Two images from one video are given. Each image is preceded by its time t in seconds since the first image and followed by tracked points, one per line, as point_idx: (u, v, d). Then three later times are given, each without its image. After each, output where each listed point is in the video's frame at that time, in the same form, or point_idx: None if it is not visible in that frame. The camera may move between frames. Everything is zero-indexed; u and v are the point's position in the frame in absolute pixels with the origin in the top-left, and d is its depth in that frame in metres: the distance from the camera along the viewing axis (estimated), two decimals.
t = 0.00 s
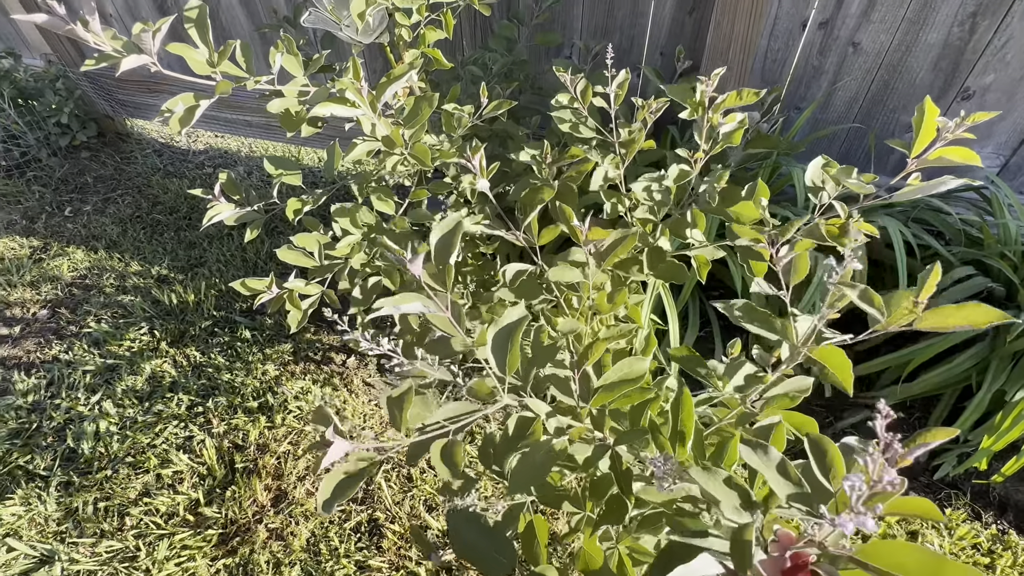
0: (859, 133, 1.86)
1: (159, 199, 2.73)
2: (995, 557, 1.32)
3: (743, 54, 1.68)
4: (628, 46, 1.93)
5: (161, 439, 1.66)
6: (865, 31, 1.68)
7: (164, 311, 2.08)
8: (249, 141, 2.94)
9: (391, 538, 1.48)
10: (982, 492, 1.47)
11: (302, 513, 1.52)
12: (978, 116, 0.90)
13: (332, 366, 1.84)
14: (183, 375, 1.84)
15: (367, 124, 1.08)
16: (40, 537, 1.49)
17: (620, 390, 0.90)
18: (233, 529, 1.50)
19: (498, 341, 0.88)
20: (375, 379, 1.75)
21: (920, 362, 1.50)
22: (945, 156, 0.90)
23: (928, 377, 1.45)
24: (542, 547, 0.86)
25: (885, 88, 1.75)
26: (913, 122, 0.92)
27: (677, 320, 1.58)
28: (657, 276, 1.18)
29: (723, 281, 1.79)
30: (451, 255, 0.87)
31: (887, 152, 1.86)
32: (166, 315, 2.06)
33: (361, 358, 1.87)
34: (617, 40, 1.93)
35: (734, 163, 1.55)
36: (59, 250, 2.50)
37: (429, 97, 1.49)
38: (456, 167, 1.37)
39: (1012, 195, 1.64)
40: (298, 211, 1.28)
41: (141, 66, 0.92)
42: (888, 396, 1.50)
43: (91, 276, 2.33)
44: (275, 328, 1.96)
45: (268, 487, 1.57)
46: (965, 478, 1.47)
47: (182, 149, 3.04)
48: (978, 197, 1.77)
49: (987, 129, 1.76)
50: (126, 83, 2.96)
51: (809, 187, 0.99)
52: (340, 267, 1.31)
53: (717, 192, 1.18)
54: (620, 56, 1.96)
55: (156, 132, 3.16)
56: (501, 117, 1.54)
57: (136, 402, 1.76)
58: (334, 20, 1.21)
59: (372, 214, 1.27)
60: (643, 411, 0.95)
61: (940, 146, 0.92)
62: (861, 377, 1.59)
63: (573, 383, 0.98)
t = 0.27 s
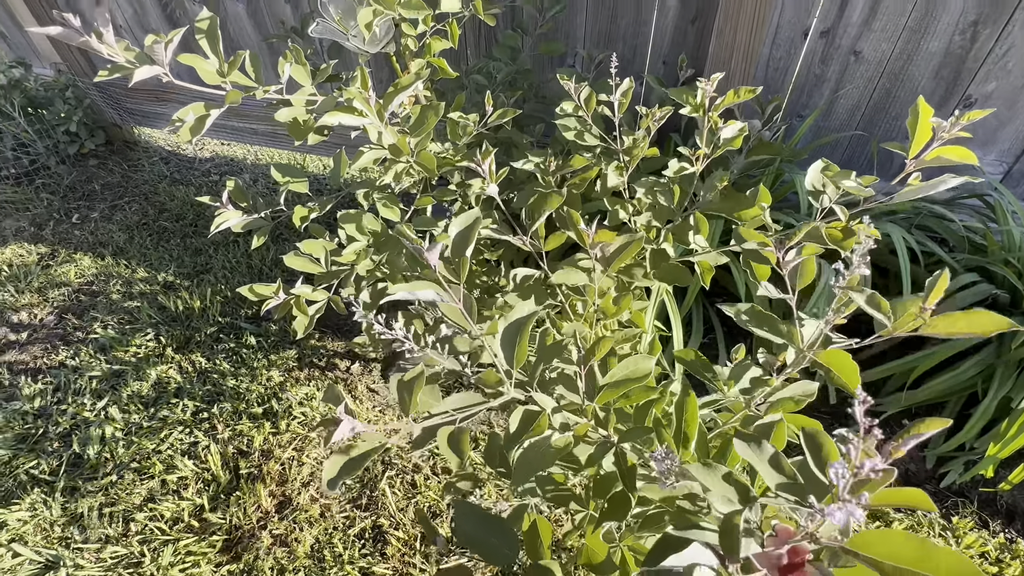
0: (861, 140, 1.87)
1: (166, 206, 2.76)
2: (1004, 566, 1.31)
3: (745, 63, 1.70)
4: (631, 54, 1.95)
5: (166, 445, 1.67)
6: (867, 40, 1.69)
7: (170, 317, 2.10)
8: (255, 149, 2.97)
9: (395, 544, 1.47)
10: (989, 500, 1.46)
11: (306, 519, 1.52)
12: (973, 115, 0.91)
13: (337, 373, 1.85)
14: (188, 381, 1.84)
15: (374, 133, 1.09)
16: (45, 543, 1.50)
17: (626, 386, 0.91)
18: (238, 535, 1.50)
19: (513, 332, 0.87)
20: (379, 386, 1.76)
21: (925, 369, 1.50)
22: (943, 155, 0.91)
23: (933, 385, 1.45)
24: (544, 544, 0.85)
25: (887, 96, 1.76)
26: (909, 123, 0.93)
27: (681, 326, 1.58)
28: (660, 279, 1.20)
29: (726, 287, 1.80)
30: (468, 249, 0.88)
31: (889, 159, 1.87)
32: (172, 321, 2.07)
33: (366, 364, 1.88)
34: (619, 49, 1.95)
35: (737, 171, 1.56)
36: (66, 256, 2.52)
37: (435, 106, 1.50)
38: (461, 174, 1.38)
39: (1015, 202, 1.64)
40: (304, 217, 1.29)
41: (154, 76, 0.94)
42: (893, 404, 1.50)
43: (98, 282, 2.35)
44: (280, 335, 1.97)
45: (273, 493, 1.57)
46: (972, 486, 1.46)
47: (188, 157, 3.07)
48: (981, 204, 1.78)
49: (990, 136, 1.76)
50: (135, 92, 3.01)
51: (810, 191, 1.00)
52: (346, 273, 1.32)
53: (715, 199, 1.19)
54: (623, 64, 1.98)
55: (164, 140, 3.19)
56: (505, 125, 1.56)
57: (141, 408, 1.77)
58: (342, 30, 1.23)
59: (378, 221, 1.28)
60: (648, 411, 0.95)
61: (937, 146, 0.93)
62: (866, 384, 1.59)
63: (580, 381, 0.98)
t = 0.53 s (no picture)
0: (861, 154, 1.88)
1: (173, 215, 2.79)
2: None
3: (746, 78, 1.73)
4: (632, 68, 1.98)
5: (171, 453, 1.68)
6: (866, 55, 1.72)
7: (176, 326, 2.12)
8: (262, 159, 3.01)
9: (398, 554, 1.48)
10: (992, 513, 1.46)
11: (310, 529, 1.52)
12: (975, 142, 0.91)
13: (342, 382, 1.86)
14: (193, 390, 1.86)
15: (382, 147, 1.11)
16: (51, 551, 1.50)
17: (627, 443, 0.87)
18: (241, 545, 1.50)
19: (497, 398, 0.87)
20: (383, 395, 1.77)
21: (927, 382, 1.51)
22: (943, 180, 0.92)
23: (935, 398, 1.46)
24: None
25: (887, 110, 1.78)
26: (911, 146, 0.94)
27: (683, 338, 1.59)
28: (662, 297, 1.24)
29: (729, 300, 1.82)
30: (457, 311, 0.88)
31: (890, 173, 1.89)
32: (179, 329, 2.10)
33: (370, 374, 1.89)
34: (622, 63, 1.98)
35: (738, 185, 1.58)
36: (74, 265, 2.55)
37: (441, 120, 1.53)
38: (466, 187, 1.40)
39: (1015, 215, 1.65)
40: (312, 228, 1.31)
41: (170, 94, 0.96)
42: (895, 416, 1.52)
43: (105, 290, 2.37)
44: (285, 344, 1.99)
45: (277, 502, 1.58)
46: (974, 499, 1.46)
47: (195, 167, 3.12)
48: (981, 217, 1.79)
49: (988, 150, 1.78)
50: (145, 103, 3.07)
51: (812, 212, 1.02)
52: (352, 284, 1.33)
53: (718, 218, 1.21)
54: (625, 79, 2.01)
55: (171, 150, 3.24)
56: (509, 138, 1.58)
57: (147, 416, 1.79)
58: (351, 47, 1.26)
59: (384, 233, 1.30)
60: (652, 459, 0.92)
61: (939, 170, 0.94)
62: (869, 396, 1.61)
63: (585, 430, 0.94)
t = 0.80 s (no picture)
0: (856, 183, 1.94)
1: (184, 232, 2.86)
2: None
3: (743, 108, 1.80)
4: (633, 98, 2.05)
5: (183, 471, 1.72)
6: (858, 89, 1.78)
7: (187, 344, 2.17)
8: (271, 178, 3.08)
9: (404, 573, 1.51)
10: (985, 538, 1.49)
11: (317, 547, 1.56)
12: (967, 218, 0.93)
13: (349, 401, 1.91)
14: (204, 408, 1.91)
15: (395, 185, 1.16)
16: (66, 566, 1.55)
17: (658, 539, 0.88)
18: (251, 562, 1.54)
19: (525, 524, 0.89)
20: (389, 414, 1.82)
21: (920, 408, 1.54)
22: (935, 259, 0.94)
23: (926, 423, 1.49)
24: None
25: (880, 141, 1.84)
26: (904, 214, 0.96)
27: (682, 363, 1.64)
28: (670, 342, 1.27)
29: (727, 325, 1.86)
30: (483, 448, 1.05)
31: (883, 201, 1.94)
32: (190, 347, 2.15)
33: (376, 392, 1.94)
34: (623, 93, 2.05)
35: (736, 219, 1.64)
36: (88, 282, 2.61)
37: (448, 152, 1.59)
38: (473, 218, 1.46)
39: (1004, 244, 1.70)
40: (326, 258, 1.37)
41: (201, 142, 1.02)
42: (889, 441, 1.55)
43: (119, 307, 2.43)
44: (293, 363, 2.04)
45: (286, 520, 1.62)
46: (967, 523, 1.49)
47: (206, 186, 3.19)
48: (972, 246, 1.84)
49: (979, 180, 1.83)
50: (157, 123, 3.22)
51: (810, 264, 1.09)
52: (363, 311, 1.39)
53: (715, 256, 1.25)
54: (627, 108, 2.08)
55: (182, 167, 3.32)
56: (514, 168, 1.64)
57: (159, 433, 1.84)
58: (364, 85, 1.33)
59: (394, 263, 1.36)
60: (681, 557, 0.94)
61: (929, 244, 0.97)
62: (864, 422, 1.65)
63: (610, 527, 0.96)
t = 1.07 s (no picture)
0: (842, 221, 2.05)
1: (200, 255, 2.98)
2: None
3: (733, 155, 1.92)
4: (631, 138, 2.17)
5: (202, 491, 1.82)
6: (841, 136, 1.90)
7: (204, 366, 2.27)
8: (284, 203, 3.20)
9: None
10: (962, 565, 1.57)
11: (329, 566, 1.65)
12: (932, 280, 1.04)
13: (359, 424, 2.00)
14: (221, 430, 2.00)
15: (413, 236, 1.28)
16: None
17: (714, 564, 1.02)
18: None
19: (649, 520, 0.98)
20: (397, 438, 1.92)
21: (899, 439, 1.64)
22: (900, 313, 1.07)
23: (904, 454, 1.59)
24: None
25: (863, 184, 1.96)
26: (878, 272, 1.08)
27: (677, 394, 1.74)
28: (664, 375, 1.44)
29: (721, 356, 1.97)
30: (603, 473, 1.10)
31: (867, 239, 2.05)
32: (206, 369, 2.25)
33: (384, 416, 2.03)
34: (621, 133, 2.17)
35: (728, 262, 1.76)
36: (108, 303, 2.72)
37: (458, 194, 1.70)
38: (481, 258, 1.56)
39: (978, 284, 1.80)
40: (344, 296, 1.48)
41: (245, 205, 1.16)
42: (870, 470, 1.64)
43: (138, 329, 2.54)
44: (306, 386, 2.14)
45: (300, 540, 1.71)
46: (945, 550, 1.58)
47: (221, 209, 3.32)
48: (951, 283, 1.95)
49: (957, 222, 1.94)
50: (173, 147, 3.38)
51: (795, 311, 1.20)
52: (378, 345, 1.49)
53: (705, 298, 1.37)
54: (625, 148, 2.20)
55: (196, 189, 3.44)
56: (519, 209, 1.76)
57: (179, 454, 1.93)
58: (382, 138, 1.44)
59: (408, 301, 1.47)
60: None
61: (898, 299, 1.09)
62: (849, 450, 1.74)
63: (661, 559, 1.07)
